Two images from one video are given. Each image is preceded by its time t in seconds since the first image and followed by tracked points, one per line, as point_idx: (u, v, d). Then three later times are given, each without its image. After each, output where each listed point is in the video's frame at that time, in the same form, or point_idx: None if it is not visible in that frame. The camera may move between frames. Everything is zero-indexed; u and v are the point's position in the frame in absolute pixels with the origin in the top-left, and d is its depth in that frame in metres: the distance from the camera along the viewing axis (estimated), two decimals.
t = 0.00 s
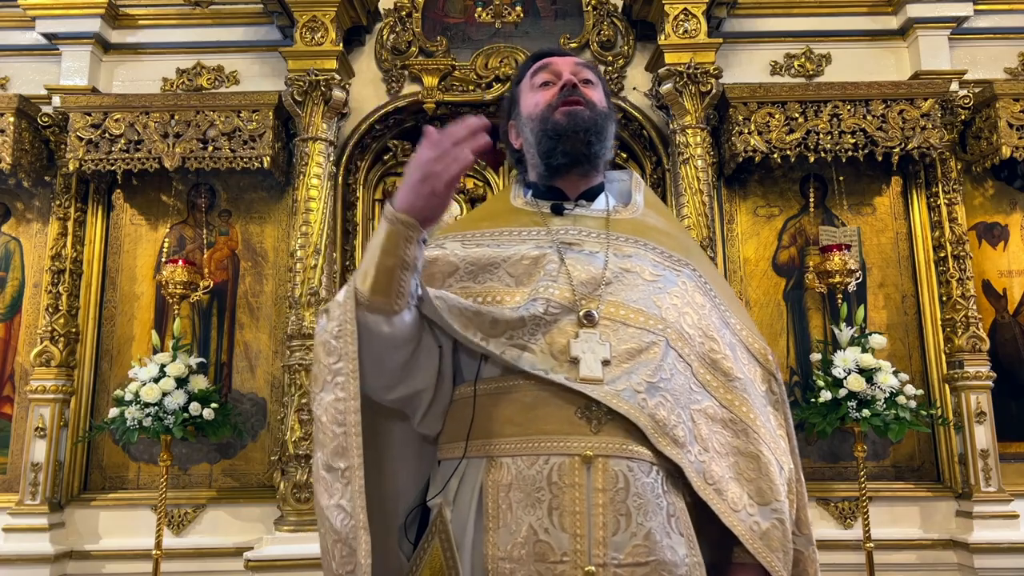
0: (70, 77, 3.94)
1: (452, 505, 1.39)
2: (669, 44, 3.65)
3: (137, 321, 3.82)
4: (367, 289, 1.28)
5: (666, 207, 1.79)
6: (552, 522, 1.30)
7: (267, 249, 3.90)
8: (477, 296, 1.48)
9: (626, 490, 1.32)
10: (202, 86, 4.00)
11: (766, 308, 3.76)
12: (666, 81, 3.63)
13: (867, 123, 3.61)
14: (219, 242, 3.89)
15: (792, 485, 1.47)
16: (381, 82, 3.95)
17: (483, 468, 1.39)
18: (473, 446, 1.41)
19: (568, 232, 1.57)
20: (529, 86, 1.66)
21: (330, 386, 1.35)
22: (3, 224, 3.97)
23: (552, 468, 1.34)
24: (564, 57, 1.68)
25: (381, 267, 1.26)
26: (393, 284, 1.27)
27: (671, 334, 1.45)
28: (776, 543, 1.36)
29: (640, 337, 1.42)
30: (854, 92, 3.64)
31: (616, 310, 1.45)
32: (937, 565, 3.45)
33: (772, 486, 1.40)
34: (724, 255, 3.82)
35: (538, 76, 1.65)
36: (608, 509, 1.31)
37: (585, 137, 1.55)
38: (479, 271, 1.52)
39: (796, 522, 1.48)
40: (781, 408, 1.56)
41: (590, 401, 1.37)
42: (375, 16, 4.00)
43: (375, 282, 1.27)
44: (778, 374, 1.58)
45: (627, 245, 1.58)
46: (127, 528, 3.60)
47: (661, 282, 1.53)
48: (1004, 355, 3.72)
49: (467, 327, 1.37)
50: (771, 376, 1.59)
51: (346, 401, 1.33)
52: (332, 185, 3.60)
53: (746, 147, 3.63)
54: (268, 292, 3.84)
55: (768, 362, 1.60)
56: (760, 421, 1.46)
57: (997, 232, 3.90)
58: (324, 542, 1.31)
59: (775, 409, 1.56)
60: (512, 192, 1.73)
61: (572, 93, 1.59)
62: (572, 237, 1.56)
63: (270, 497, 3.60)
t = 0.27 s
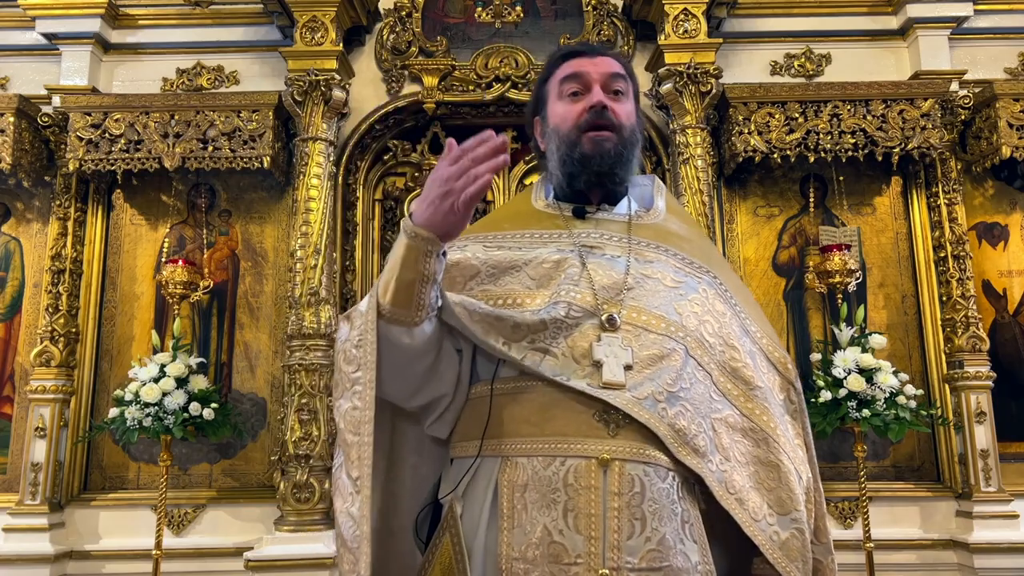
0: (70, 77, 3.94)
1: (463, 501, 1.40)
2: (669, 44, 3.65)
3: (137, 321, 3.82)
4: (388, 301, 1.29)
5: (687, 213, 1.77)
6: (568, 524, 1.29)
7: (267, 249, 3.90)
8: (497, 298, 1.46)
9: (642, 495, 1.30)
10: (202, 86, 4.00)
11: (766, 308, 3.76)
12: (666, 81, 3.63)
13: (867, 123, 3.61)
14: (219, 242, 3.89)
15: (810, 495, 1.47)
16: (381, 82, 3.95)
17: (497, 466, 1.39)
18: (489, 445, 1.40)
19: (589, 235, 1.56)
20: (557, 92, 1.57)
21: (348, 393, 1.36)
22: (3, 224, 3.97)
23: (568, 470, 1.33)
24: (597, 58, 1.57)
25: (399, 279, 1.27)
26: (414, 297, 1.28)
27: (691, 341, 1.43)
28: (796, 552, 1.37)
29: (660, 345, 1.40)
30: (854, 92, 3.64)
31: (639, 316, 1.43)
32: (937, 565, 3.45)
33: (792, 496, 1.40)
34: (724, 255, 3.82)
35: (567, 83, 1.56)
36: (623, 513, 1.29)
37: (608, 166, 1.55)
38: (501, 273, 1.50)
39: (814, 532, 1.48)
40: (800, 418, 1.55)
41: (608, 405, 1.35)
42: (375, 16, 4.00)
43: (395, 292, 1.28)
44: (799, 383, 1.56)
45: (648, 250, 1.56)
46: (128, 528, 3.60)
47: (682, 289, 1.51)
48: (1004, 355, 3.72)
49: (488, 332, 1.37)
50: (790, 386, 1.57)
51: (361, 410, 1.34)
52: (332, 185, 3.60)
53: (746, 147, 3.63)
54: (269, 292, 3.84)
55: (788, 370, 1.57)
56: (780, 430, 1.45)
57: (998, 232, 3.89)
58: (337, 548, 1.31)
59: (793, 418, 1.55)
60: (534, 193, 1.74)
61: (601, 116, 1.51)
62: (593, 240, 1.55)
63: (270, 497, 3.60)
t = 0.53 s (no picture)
0: (70, 77, 3.94)
1: (466, 496, 1.41)
2: (669, 44, 3.65)
3: (137, 321, 3.83)
4: (407, 291, 1.29)
5: (708, 221, 1.74)
6: (568, 527, 1.30)
7: (267, 249, 3.90)
8: (511, 297, 1.45)
9: (643, 503, 1.30)
10: (202, 86, 4.00)
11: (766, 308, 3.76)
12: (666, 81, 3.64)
13: (867, 123, 3.61)
14: (219, 242, 3.89)
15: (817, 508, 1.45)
16: (381, 82, 3.95)
17: (502, 465, 1.40)
18: (495, 444, 1.41)
19: (607, 238, 1.53)
20: (581, 102, 1.47)
21: (366, 378, 1.38)
22: (3, 224, 3.98)
23: (572, 474, 1.33)
24: (625, 66, 1.45)
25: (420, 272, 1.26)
26: (433, 291, 1.27)
27: (702, 352, 1.41)
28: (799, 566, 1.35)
29: (672, 354, 1.38)
30: (854, 92, 3.64)
31: (651, 324, 1.41)
32: (937, 565, 3.45)
33: (799, 509, 1.38)
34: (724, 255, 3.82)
35: (593, 95, 1.45)
36: (624, 520, 1.29)
37: (630, 186, 1.51)
38: (516, 271, 1.48)
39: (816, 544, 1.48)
40: (809, 431, 1.54)
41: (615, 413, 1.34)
42: (375, 16, 4.01)
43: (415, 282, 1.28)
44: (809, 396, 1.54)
45: (665, 257, 1.52)
46: (127, 528, 3.60)
47: (696, 298, 1.47)
48: (1004, 355, 3.72)
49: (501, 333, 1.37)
50: (801, 399, 1.55)
51: (380, 396, 1.36)
52: (332, 185, 3.60)
53: (746, 147, 3.63)
54: (269, 292, 3.84)
55: (799, 383, 1.56)
56: (791, 444, 1.43)
57: (997, 232, 3.89)
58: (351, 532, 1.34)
59: (802, 431, 1.54)
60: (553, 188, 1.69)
61: (625, 139, 1.43)
62: (610, 244, 1.52)
63: (270, 497, 3.60)
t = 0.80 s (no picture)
0: (70, 77, 3.94)
1: (462, 492, 1.42)
2: (668, 44, 3.65)
3: (137, 321, 3.83)
4: (409, 279, 1.30)
5: (713, 227, 1.71)
6: (564, 532, 1.30)
7: (267, 249, 3.90)
8: (514, 295, 1.45)
9: (639, 510, 1.30)
10: (202, 86, 4.00)
11: (766, 308, 3.76)
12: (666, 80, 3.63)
13: (867, 123, 3.61)
14: (219, 242, 3.89)
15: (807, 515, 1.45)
16: (381, 82, 3.95)
17: (500, 465, 1.40)
18: (494, 444, 1.42)
19: (612, 241, 1.52)
20: (588, 105, 1.44)
21: (367, 369, 1.37)
22: (3, 224, 3.98)
23: (569, 479, 1.33)
24: (635, 71, 1.41)
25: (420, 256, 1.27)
26: (435, 277, 1.28)
27: (701, 359, 1.40)
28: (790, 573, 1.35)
29: (672, 361, 1.37)
30: (854, 92, 3.64)
31: (651, 330, 1.40)
32: (937, 564, 3.45)
33: (792, 518, 1.37)
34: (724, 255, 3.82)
35: (600, 99, 1.41)
36: (619, 527, 1.29)
37: (632, 196, 1.48)
38: (519, 270, 1.49)
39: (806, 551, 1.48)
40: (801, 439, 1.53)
41: (614, 418, 1.34)
42: (375, 16, 4.01)
43: (417, 269, 1.28)
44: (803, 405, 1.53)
45: (668, 262, 1.50)
46: (128, 528, 3.60)
47: (697, 304, 1.46)
48: (1004, 355, 3.72)
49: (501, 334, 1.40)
50: (795, 406, 1.54)
51: (386, 387, 1.35)
52: (332, 184, 3.60)
53: (746, 147, 3.63)
54: (269, 292, 3.84)
55: (794, 392, 1.54)
56: (785, 452, 1.42)
57: (997, 232, 3.89)
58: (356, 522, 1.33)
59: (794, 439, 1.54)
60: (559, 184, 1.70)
61: (629, 147, 1.40)
62: (615, 246, 1.51)
63: (270, 497, 3.60)
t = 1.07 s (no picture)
0: (70, 77, 3.94)
1: (452, 495, 1.42)
2: (668, 44, 3.65)
3: (137, 321, 3.83)
4: (403, 288, 1.29)
5: (700, 220, 1.71)
6: (557, 536, 1.30)
7: (267, 249, 3.90)
8: (503, 299, 1.43)
9: (632, 513, 1.30)
10: (202, 86, 4.00)
11: (766, 308, 3.76)
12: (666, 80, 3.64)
13: (867, 123, 3.61)
14: (219, 242, 3.89)
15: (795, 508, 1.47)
16: (381, 82, 3.95)
17: (492, 469, 1.40)
18: (484, 448, 1.41)
19: (601, 240, 1.50)
20: (573, 101, 1.43)
21: (364, 380, 1.38)
22: (3, 224, 3.98)
23: (562, 483, 1.33)
24: (619, 65, 1.40)
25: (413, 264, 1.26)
26: (429, 285, 1.27)
27: (693, 358, 1.40)
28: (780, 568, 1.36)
29: (664, 360, 1.37)
30: (854, 92, 3.64)
31: (642, 330, 1.40)
32: (937, 564, 3.45)
33: (782, 512, 1.38)
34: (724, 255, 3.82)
35: (585, 94, 1.41)
36: (613, 530, 1.29)
37: (620, 192, 1.48)
38: (508, 272, 1.46)
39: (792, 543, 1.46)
40: (790, 432, 1.55)
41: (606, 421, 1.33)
42: (375, 16, 4.01)
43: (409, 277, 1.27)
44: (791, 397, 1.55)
45: (657, 260, 1.50)
46: (127, 528, 3.60)
47: (686, 303, 1.46)
48: (1005, 355, 3.72)
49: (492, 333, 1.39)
50: (783, 400, 1.56)
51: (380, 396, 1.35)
52: (332, 185, 3.60)
53: (746, 147, 3.63)
54: (269, 292, 3.84)
55: (782, 385, 1.56)
56: (774, 446, 1.43)
57: (997, 232, 3.89)
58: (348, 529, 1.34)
59: (783, 432, 1.55)
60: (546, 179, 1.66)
61: (617, 143, 1.40)
62: (605, 245, 1.49)
63: (270, 497, 3.60)
